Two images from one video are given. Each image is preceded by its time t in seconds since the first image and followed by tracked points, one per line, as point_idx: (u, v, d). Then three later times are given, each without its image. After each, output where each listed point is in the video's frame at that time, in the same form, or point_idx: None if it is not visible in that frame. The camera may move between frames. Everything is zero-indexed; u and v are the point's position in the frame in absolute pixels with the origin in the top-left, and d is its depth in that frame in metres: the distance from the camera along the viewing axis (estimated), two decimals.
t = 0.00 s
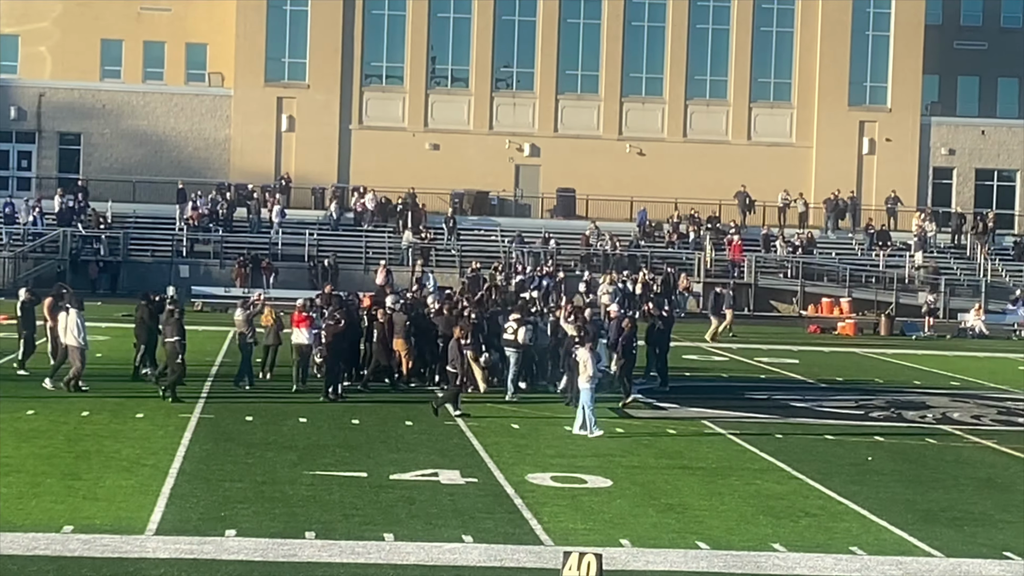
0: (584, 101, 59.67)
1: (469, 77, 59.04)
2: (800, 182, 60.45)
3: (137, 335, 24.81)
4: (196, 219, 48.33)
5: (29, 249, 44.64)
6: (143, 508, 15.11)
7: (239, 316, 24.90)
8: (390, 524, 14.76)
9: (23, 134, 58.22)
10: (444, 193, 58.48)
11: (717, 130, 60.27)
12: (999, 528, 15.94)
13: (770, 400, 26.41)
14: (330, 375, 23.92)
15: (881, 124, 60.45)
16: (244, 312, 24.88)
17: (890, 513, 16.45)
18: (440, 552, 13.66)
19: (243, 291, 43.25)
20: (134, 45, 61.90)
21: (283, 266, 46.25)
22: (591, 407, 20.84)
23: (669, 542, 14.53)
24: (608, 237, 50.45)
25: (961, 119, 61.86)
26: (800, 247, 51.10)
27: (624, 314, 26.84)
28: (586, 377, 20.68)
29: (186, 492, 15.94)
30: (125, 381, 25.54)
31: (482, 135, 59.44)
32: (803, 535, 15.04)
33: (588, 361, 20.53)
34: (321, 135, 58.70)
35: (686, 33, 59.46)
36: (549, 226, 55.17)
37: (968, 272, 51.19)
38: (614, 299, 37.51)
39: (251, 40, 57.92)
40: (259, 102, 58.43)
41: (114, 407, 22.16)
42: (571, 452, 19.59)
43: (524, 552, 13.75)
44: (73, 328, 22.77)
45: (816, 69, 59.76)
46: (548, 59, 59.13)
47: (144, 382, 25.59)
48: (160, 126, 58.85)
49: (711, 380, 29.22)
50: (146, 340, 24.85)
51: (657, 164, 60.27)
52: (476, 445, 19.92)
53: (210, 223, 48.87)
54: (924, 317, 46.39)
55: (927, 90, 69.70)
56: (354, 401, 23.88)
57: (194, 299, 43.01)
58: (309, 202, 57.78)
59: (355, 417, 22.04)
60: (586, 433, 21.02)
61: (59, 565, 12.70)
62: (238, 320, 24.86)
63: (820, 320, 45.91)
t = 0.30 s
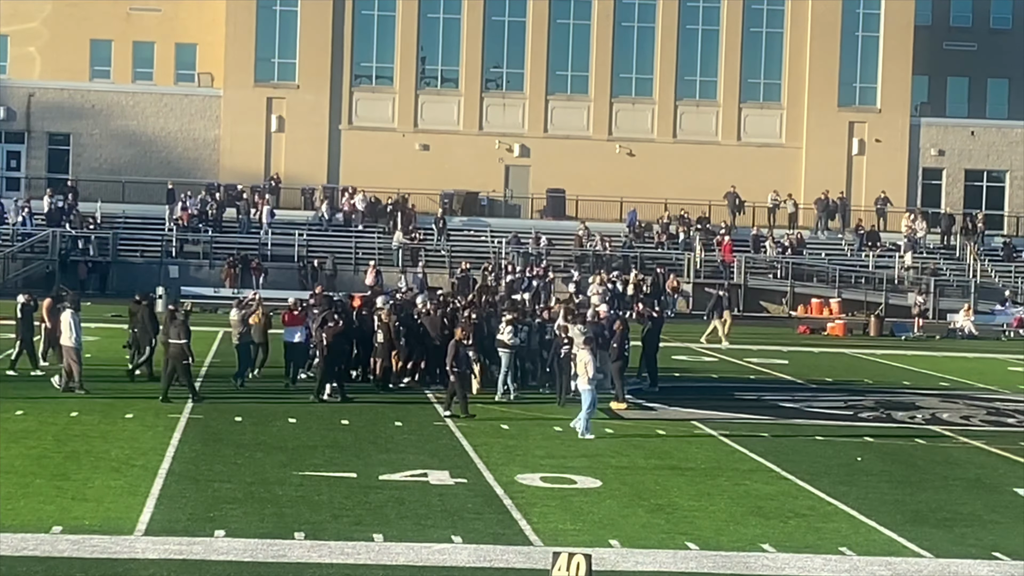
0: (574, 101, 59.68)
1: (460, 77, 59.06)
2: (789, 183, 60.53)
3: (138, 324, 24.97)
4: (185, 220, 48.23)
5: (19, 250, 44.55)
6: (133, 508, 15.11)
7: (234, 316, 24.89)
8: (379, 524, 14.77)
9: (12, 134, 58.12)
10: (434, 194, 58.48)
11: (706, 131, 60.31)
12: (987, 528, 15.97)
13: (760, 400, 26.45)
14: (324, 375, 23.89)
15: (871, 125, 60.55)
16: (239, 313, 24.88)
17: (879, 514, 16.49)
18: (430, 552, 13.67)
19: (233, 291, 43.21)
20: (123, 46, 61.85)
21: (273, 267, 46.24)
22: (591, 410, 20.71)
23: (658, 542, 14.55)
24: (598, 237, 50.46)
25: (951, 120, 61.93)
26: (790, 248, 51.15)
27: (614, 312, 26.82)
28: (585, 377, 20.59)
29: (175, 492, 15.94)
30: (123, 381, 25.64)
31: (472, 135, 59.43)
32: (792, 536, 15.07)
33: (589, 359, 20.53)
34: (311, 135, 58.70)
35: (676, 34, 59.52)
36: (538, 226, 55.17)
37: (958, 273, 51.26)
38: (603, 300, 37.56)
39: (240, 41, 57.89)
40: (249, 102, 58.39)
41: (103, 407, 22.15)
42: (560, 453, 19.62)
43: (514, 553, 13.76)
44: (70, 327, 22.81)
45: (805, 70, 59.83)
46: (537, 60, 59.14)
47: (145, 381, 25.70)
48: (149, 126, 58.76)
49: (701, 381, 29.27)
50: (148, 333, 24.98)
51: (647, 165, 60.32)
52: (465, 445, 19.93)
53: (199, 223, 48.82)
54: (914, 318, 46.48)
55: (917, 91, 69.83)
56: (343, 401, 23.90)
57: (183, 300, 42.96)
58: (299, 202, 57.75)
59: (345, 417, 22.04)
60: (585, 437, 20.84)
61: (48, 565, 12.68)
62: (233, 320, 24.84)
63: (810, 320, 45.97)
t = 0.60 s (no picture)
0: (563, 101, 59.70)
1: (449, 77, 59.05)
2: (778, 184, 60.61)
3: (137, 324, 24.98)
4: (174, 220, 48.15)
5: (7, 250, 44.45)
6: (121, 508, 15.09)
7: (229, 317, 24.22)
8: (368, 524, 14.77)
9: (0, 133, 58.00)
10: (423, 194, 58.46)
11: (695, 131, 60.37)
12: (976, 529, 16.00)
13: (749, 400, 26.50)
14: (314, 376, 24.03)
15: (859, 125, 60.64)
16: (234, 314, 24.24)
17: (868, 514, 16.52)
18: (419, 552, 13.67)
19: (222, 292, 43.16)
20: (112, 45, 61.78)
21: (262, 267, 46.21)
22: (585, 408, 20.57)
23: (647, 542, 14.56)
24: (589, 237, 50.48)
25: (940, 120, 62.04)
26: (778, 248, 51.20)
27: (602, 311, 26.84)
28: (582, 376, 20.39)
29: (164, 492, 15.93)
30: (120, 381, 25.62)
31: (461, 135, 59.42)
32: (781, 536, 15.09)
33: (586, 359, 20.36)
34: (299, 135, 58.65)
35: (666, 34, 59.57)
36: (527, 227, 55.17)
37: (946, 272, 51.36)
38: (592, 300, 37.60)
39: (229, 41, 57.82)
40: (238, 103, 58.34)
41: (92, 408, 22.12)
42: (549, 453, 19.64)
43: (503, 553, 13.77)
44: (68, 329, 22.61)
45: (794, 71, 59.89)
46: (527, 60, 59.16)
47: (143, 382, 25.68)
48: (138, 126, 58.68)
49: (690, 381, 29.32)
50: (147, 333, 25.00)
51: (636, 165, 60.36)
52: (454, 446, 19.94)
53: (188, 223, 48.75)
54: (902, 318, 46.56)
55: (906, 92, 70.00)
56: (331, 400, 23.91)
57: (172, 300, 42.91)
58: (288, 202, 57.71)
59: (334, 417, 22.03)
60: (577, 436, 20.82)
61: (36, 565, 12.67)
62: (228, 322, 24.17)
63: (798, 320, 46.02)
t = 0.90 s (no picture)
0: (553, 101, 59.71)
1: (439, 77, 59.03)
2: (768, 184, 60.65)
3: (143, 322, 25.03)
4: (164, 219, 48.08)
5: None
6: (111, 508, 15.05)
7: (226, 317, 23.94)
8: (358, 524, 14.74)
9: None
10: (413, 194, 58.45)
11: (685, 131, 60.42)
12: (965, 529, 16.02)
13: (739, 400, 26.51)
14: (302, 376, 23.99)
15: (850, 125, 60.72)
16: (232, 313, 23.95)
17: (857, 514, 16.53)
18: (409, 552, 13.65)
19: (211, 291, 43.09)
20: (101, 45, 61.69)
21: (252, 266, 46.14)
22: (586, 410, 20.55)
23: (637, 542, 14.55)
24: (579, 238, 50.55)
25: (929, 120, 62.14)
26: (768, 248, 51.24)
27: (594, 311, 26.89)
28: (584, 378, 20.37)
29: (153, 492, 15.89)
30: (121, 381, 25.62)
31: (451, 135, 59.38)
32: (771, 536, 15.09)
33: (587, 360, 20.39)
34: (289, 135, 58.58)
35: (656, 34, 59.60)
36: (517, 227, 55.16)
37: (936, 272, 51.41)
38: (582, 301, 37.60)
39: (218, 40, 57.75)
40: (227, 102, 58.27)
41: (81, 408, 22.06)
42: (539, 453, 19.63)
43: (492, 553, 13.76)
44: (66, 329, 22.75)
45: (784, 71, 59.92)
46: (517, 60, 59.13)
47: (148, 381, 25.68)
48: (128, 126, 58.62)
49: (680, 380, 29.34)
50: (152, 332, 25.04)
51: (626, 165, 60.38)
52: (443, 445, 19.92)
53: (178, 222, 48.66)
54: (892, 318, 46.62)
55: (896, 92, 70.13)
56: (321, 400, 23.89)
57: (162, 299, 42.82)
58: (277, 202, 57.65)
59: (324, 417, 21.99)
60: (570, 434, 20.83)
61: (25, 565, 12.64)
62: (226, 321, 23.88)
63: (788, 320, 46.04)
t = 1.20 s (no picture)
0: (544, 100, 59.70)
1: (430, 76, 58.96)
2: (759, 183, 60.70)
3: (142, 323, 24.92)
4: (155, 218, 48.00)
5: None
6: (101, 508, 15.02)
7: (223, 316, 24.56)
8: (348, 524, 14.72)
9: None
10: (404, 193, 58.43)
11: (676, 130, 60.45)
12: (955, 528, 16.04)
13: (730, 400, 26.49)
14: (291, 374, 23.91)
15: (841, 124, 60.75)
16: (229, 312, 24.56)
17: (848, 513, 16.53)
18: (400, 552, 13.64)
19: (202, 290, 42.99)
20: (92, 44, 61.62)
21: (243, 266, 46.10)
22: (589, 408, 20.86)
23: (628, 542, 14.56)
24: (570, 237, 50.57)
25: (920, 120, 62.20)
26: (759, 247, 51.27)
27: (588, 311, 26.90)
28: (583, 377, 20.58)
29: (143, 492, 15.85)
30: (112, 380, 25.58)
31: (442, 134, 59.36)
32: (762, 535, 15.09)
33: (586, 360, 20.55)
34: (280, 135, 58.53)
35: (647, 34, 59.61)
36: (508, 226, 55.15)
37: (927, 271, 51.43)
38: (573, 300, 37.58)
39: (209, 40, 57.68)
40: (218, 101, 58.18)
41: (71, 407, 21.99)
42: (530, 452, 19.61)
43: (484, 552, 13.75)
44: (64, 330, 22.87)
45: (776, 70, 59.96)
46: (508, 59, 59.11)
47: (146, 382, 25.52)
48: (119, 125, 58.55)
49: (671, 380, 29.33)
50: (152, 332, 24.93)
51: (617, 165, 60.39)
52: (434, 445, 19.90)
53: (169, 221, 48.58)
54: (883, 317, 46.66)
55: (887, 91, 70.20)
56: (311, 400, 23.85)
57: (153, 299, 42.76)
58: (268, 201, 57.61)
59: (314, 417, 21.95)
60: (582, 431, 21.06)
61: (16, 565, 12.60)
62: (222, 320, 24.53)
63: (779, 320, 46.06)
